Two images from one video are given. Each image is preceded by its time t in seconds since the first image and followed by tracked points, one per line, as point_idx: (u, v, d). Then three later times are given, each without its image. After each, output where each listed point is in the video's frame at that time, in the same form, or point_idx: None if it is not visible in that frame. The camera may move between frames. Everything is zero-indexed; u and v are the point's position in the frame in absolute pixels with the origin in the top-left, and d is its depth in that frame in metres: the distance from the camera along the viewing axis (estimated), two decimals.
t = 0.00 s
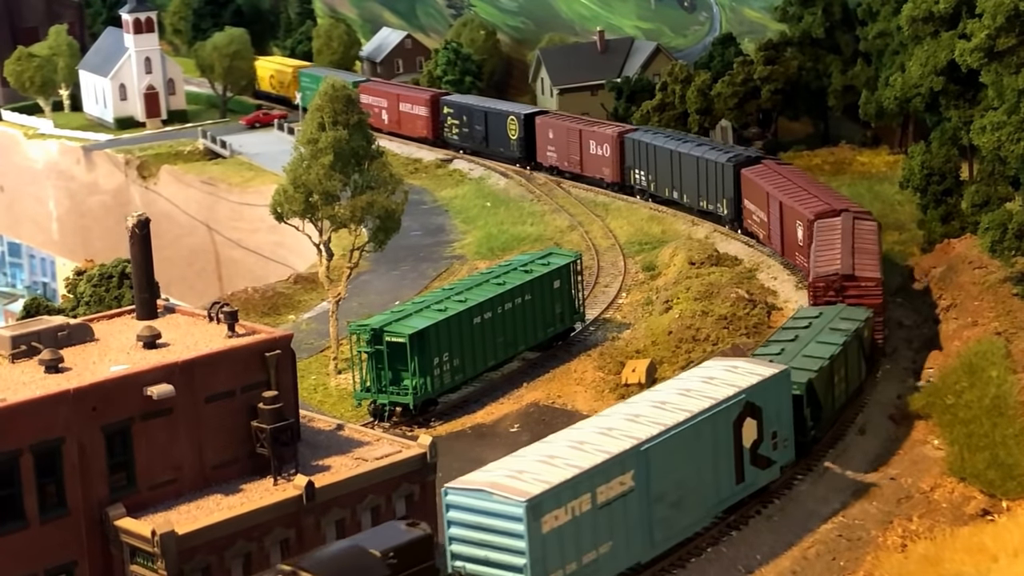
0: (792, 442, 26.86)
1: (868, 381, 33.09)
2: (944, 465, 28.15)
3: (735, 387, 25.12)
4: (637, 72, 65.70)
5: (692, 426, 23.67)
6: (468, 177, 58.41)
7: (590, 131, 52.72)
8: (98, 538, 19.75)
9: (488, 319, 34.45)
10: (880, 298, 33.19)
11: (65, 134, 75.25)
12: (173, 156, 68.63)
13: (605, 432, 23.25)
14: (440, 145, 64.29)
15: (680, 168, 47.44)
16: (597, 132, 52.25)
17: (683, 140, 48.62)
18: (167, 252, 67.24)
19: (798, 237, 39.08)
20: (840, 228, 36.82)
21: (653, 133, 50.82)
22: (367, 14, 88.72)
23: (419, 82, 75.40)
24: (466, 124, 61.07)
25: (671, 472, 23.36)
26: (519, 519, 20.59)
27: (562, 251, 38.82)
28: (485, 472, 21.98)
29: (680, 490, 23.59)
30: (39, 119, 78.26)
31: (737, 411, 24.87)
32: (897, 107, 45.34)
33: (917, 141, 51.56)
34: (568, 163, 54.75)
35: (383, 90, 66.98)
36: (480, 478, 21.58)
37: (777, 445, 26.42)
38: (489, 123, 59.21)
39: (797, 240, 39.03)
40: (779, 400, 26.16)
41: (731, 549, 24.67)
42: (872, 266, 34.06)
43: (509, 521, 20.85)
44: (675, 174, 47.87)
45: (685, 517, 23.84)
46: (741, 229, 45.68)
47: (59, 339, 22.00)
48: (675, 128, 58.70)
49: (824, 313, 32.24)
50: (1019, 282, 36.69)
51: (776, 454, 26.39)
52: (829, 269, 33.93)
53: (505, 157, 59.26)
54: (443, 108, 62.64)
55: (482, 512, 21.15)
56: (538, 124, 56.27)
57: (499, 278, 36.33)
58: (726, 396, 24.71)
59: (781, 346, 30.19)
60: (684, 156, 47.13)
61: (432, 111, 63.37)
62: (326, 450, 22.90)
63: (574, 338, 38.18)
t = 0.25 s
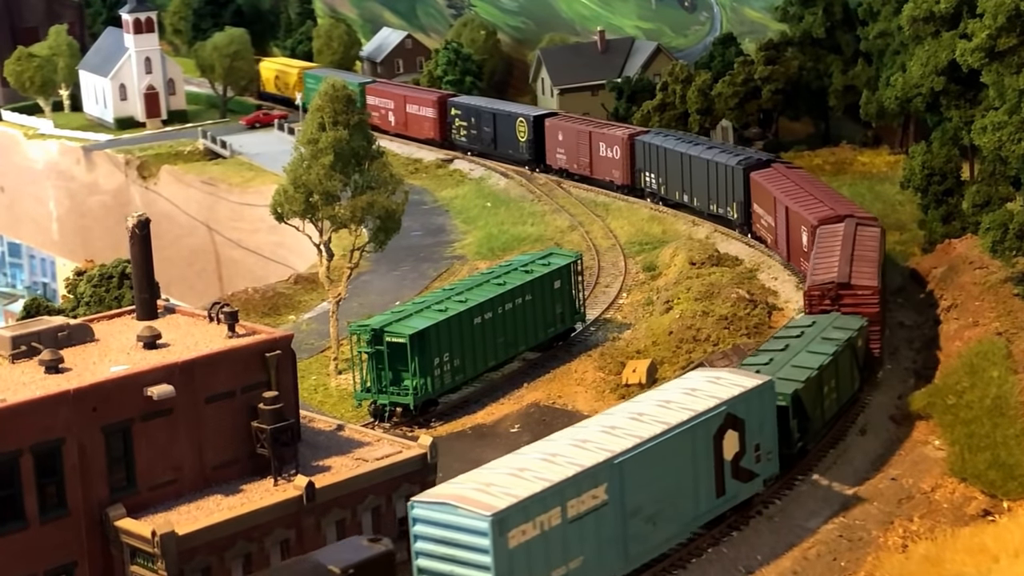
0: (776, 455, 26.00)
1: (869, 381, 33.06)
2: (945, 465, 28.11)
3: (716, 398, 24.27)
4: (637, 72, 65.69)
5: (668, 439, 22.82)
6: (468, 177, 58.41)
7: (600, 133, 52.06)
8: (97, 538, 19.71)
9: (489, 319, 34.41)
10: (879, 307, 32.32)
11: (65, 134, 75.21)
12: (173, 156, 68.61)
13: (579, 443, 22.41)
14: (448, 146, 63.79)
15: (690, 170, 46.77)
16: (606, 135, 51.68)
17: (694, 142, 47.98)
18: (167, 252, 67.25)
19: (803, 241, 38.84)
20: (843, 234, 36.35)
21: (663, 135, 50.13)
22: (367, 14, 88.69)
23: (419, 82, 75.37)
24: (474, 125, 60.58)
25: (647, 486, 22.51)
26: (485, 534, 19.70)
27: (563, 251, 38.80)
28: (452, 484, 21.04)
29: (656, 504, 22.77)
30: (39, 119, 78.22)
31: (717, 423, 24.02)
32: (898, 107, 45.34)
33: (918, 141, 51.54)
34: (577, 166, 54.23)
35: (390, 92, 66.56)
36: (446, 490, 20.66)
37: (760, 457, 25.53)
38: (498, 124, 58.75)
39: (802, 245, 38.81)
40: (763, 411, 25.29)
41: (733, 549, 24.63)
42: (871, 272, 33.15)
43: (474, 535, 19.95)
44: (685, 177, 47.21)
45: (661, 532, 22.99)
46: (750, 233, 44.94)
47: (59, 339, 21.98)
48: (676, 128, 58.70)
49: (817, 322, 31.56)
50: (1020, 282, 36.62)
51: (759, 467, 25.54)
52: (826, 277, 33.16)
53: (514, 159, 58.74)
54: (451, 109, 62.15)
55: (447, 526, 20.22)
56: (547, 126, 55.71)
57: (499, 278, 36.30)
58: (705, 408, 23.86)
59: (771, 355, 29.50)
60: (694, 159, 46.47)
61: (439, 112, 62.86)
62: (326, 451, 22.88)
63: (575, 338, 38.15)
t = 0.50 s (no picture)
0: (759, 466, 25.52)
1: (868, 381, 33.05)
2: (945, 465, 28.10)
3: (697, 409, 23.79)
4: (637, 72, 65.65)
5: (646, 450, 22.38)
6: (468, 177, 58.42)
7: (608, 134, 51.80)
8: (97, 538, 19.72)
9: (489, 319, 34.42)
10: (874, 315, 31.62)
11: (65, 134, 75.20)
12: (173, 156, 68.60)
13: (555, 453, 21.95)
14: (455, 148, 63.39)
15: (699, 173, 46.47)
16: (615, 136, 51.42)
17: (704, 145, 47.55)
18: (167, 252, 67.25)
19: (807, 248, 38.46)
20: (843, 242, 35.73)
21: (674, 137, 49.69)
22: (366, 15, 88.68)
23: (419, 82, 75.36)
24: (481, 127, 60.15)
25: (623, 497, 22.05)
26: (453, 548, 19.23)
27: (563, 251, 38.80)
28: (423, 494, 20.54)
29: (632, 516, 22.32)
30: (39, 119, 78.21)
31: (697, 434, 23.54)
32: (898, 107, 45.36)
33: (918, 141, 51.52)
34: (585, 168, 53.81)
35: (396, 93, 66.19)
36: (416, 501, 20.18)
37: (742, 468, 25.06)
38: (505, 126, 58.39)
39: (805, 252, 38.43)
40: (745, 422, 24.80)
41: (732, 549, 24.64)
42: (868, 280, 32.41)
43: (442, 549, 19.47)
44: (694, 180, 46.89)
45: (637, 545, 22.53)
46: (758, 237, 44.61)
47: (59, 339, 21.98)
48: (676, 128, 58.70)
49: (810, 330, 30.95)
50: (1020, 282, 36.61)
51: (742, 478, 25.07)
52: (821, 285, 32.52)
53: (522, 161, 58.39)
54: (458, 110, 61.76)
55: (416, 538, 19.73)
56: (555, 128, 55.35)
57: (499, 278, 36.31)
58: (685, 419, 23.38)
59: (759, 364, 28.90)
60: (702, 161, 46.12)
61: (446, 114, 62.47)
62: (326, 451, 22.87)
63: (575, 338, 38.15)
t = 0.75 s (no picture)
0: (740, 479, 24.92)
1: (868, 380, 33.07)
2: (945, 465, 28.11)
3: (674, 421, 23.27)
4: (637, 72, 65.65)
5: (617, 463, 21.85)
6: (468, 177, 58.42)
7: (617, 136, 51.17)
8: (97, 538, 19.72)
9: (489, 319, 34.42)
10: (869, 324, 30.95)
11: (65, 134, 75.19)
12: (173, 156, 68.59)
13: (526, 465, 21.49)
14: (462, 150, 62.78)
15: (708, 176, 45.76)
16: (624, 138, 50.80)
17: (713, 148, 46.83)
18: (167, 252, 67.25)
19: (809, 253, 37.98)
20: (843, 248, 35.07)
21: (685, 139, 48.88)
22: (366, 15, 88.67)
23: (419, 82, 75.37)
24: (489, 128, 59.50)
25: (594, 511, 21.58)
26: (413, 563, 18.79)
27: (563, 251, 38.81)
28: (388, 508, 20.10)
29: (604, 530, 21.84)
30: (39, 119, 78.21)
31: (674, 446, 23.03)
32: (897, 107, 45.39)
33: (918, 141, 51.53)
34: (594, 170, 53.18)
35: (402, 94, 65.71)
36: (380, 516, 19.76)
37: (722, 482, 24.47)
38: (513, 127, 57.72)
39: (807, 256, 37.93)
40: (725, 434, 24.27)
41: (732, 549, 24.65)
42: (863, 289, 31.74)
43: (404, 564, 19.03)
44: (702, 181, 46.18)
45: (609, 560, 22.06)
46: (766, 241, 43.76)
47: (59, 339, 21.97)
48: (676, 129, 58.72)
49: (800, 339, 30.39)
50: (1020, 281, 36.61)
51: (721, 492, 24.50)
52: (814, 293, 31.90)
53: (530, 162, 57.74)
54: (464, 112, 61.20)
55: (378, 554, 19.30)
56: (564, 130, 54.70)
57: (499, 278, 36.31)
58: (661, 431, 22.88)
59: (744, 374, 28.35)
60: (711, 164, 45.39)
61: (453, 115, 61.90)
62: (326, 451, 22.86)
63: (574, 338, 38.15)
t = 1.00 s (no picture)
0: (722, 491, 24.37)
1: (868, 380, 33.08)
2: (944, 465, 28.10)
3: (654, 432, 22.77)
4: (637, 72, 65.64)
5: (592, 475, 21.38)
6: (468, 177, 58.42)
7: (626, 138, 50.64)
8: (97, 538, 19.72)
9: (489, 319, 34.43)
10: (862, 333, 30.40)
11: (65, 134, 75.19)
12: (173, 156, 68.59)
13: (499, 476, 21.02)
14: (469, 151, 62.31)
15: (715, 179, 45.33)
16: (633, 140, 50.28)
17: (721, 151, 46.33)
18: (167, 252, 67.25)
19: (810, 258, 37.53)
20: (841, 255, 34.51)
21: (696, 142, 48.35)
22: (366, 15, 88.66)
23: (419, 82, 75.36)
24: (496, 130, 59.02)
25: (567, 523, 21.11)
26: None
27: (563, 251, 38.81)
28: (354, 520, 19.65)
29: (578, 543, 21.38)
30: (39, 119, 78.21)
31: (652, 457, 22.54)
32: (897, 107, 45.39)
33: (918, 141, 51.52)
34: (603, 172, 52.67)
35: (408, 95, 65.29)
36: (345, 528, 19.30)
37: (704, 493, 23.98)
38: (521, 129, 57.17)
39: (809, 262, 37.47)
40: (707, 444, 23.77)
41: (732, 549, 24.67)
42: (858, 296, 31.17)
43: None
44: (710, 185, 45.74)
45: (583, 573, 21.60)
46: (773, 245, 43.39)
47: (59, 339, 21.97)
48: (676, 128, 58.72)
49: (791, 348, 29.99)
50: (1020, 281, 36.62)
51: (702, 504, 23.97)
52: (808, 301, 31.44)
53: (537, 165, 57.19)
54: (471, 113, 60.69)
55: (341, 566, 18.84)
56: (572, 132, 54.21)
57: (499, 278, 36.30)
58: (639, 441, 22.39)
59: (732, 383, 27.97)
60: (718, 167, 44.93)
61: (460, 116, 61.46)
62: (326, 451, 22.85)
63: (574, 338, 38.15)
